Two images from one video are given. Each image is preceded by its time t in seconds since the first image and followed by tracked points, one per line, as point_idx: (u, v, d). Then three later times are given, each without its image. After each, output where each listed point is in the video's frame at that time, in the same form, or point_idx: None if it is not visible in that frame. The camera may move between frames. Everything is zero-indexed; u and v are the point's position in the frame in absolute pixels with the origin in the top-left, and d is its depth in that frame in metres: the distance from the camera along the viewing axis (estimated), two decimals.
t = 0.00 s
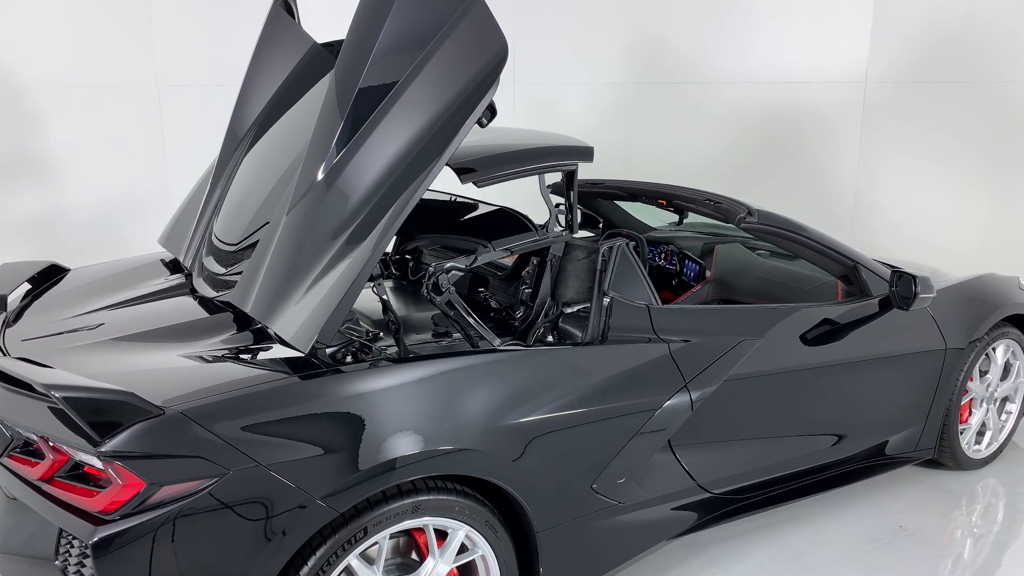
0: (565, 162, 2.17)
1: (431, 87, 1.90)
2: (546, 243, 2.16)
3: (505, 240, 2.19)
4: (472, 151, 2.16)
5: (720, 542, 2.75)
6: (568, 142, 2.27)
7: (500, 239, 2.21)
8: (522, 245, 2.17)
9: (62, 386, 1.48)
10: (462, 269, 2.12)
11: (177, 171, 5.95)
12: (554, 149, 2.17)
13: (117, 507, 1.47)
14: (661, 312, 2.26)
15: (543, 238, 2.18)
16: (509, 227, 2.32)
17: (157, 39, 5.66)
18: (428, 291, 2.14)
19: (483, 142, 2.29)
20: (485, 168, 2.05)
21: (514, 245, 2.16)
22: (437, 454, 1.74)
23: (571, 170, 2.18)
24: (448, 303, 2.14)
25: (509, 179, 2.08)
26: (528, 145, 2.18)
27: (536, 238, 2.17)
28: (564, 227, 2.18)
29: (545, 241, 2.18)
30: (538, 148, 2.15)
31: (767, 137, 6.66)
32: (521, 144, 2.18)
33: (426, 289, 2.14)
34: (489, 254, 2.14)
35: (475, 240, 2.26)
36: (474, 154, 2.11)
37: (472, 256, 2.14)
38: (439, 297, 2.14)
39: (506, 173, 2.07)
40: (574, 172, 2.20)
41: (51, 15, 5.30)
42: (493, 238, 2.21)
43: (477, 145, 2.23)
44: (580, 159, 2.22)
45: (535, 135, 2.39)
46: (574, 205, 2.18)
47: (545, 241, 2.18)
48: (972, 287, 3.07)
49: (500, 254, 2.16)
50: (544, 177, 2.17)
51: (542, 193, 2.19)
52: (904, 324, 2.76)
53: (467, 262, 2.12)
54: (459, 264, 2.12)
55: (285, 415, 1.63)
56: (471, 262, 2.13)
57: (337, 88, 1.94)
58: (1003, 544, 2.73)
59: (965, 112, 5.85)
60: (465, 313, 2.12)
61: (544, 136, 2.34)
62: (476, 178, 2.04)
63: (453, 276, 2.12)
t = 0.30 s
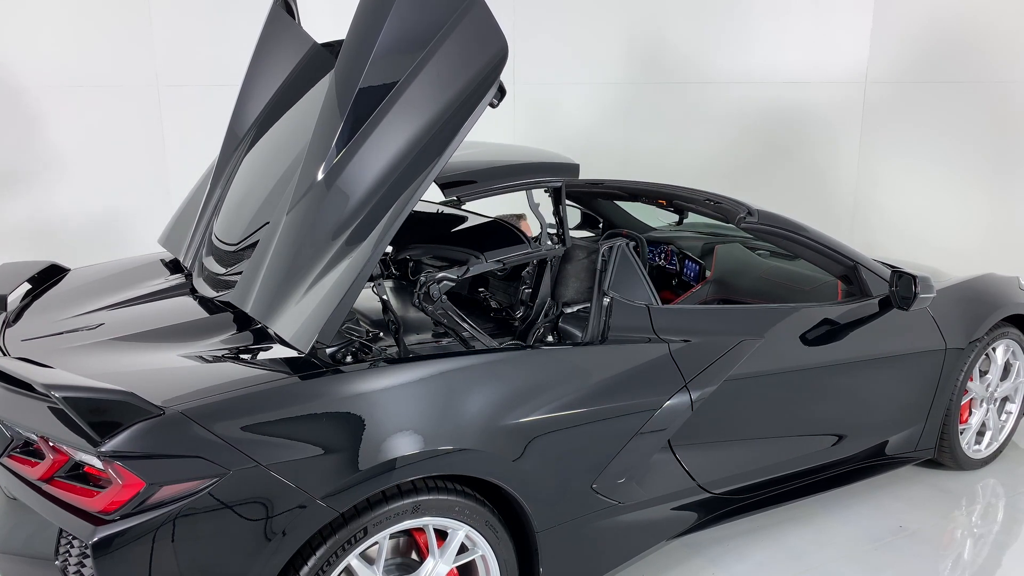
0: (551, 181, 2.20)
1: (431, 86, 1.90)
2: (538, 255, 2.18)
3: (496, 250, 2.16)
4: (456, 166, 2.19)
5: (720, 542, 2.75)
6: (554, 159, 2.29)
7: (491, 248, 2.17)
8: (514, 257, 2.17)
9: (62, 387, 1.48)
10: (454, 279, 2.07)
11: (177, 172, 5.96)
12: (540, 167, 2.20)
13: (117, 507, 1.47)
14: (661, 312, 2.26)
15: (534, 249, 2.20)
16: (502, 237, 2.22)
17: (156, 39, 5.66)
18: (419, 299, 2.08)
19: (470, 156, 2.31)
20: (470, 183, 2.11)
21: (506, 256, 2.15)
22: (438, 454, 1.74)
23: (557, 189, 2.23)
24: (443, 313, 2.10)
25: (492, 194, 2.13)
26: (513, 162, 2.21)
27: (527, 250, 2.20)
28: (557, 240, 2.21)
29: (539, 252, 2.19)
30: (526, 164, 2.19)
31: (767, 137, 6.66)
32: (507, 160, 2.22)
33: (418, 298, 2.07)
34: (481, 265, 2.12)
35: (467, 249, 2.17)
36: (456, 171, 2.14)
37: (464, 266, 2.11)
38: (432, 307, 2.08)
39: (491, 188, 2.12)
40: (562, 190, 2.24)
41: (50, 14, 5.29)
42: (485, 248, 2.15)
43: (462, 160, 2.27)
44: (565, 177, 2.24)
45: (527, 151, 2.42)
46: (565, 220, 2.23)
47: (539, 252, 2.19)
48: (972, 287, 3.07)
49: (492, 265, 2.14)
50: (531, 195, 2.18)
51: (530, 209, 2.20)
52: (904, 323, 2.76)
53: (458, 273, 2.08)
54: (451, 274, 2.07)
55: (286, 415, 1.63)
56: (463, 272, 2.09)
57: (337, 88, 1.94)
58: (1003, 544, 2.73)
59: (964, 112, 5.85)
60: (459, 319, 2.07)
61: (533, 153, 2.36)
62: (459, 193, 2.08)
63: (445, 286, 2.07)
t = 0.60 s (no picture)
0: (542, 202, 2.18)
1: (431, 86, 1.90)
2: (530, 270, 2.17)
3: (489, 264, 2.14)
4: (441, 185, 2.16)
5: (720, 541, 2.75)
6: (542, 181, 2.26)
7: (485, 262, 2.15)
8: (507, 271, 2.15)
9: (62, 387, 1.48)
10: (446, 293, 2.08)
11: (177, 172, 5.96)
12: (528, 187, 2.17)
13: (117, 507, 1.47)
14: (661, 312, 2.26)
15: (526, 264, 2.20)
16: (494, 251, 2.22)
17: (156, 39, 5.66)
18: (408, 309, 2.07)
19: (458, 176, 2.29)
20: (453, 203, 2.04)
21: (498, 270, 2.13)
22: (438, 454, 1.74)
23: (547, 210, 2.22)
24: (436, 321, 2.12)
25: (479, 214, 2.06)
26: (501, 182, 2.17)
27: (520, 265, 2.19)
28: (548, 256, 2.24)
29: (531, 268, 2.19)
30: (514, 185, 2.16)
31: (767, 137, 6.66)
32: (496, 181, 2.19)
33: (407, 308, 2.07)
34: (473, 278, 2.10)
35: (459, 262, 2.15)
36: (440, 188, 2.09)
37: (456, 279, 2.11)
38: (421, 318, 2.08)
39: (480, 207, 2.06)
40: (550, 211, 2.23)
41: (50, 15, 5.30)
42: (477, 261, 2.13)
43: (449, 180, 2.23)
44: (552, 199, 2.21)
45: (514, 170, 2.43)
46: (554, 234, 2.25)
47: (531, 269, 2.19)
48: (972, 287, 3.07)
49: (484, 278, 2.13)
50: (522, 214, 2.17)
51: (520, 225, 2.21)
52: (904, 324, 2.76)
53: (450, 286, 2.08)
54: (443, 288, 2.07)
55: (286, 414, 1.63)
56: (454, 286, 2.09)
57: (337, 88, 1.94)
58: (1003, 544, 2.73)
59: (964, 112, 5.86)
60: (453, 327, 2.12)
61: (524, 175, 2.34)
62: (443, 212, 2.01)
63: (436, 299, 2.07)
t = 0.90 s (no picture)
0: (525, 228, 2.15)
1: (431, 86, 1.90)
2: (524, 288, 2.17)
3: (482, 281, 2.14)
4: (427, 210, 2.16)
5: (720, 541, 2.75)
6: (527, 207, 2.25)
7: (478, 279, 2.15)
8: (499, 289, 2.14)
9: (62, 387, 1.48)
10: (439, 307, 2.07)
11: (176, 172, 5.96)
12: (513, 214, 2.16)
13: (117, 507, 1.47)
14: (661, 312, 2.26)
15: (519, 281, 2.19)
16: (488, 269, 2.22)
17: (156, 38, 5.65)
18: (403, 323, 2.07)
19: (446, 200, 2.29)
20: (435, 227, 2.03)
21: (491, 288, 2.13)
22: (438, 454, 1.74)
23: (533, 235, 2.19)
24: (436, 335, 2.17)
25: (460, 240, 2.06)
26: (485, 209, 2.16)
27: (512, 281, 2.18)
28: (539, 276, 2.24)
29: (524, 285, 2.18)
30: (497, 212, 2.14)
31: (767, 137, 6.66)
32: (481, 207, 2.21)
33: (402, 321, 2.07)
34: (466, 295, 2.10)
35: (452, 279, 2.16)
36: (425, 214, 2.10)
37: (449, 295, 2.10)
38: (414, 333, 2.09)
39: (463, 233, 2.05)
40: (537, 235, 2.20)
41: (50, 15, 5.30)
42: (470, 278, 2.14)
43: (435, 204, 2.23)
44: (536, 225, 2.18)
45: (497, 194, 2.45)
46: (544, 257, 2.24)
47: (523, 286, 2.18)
48: (972, 287, 3.07)
49: (478, 295, 2.13)
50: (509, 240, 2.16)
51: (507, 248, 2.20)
52: (903, 324, 2.76)
53: (442, 301, 2.07)
54: (436, 302, 2.07)
55: (287, 414, 1.63)
56: (447, 301, 2.08)
57: (337, 88, 1.94)
58: (1003, 544, 2.73)
59: (964, 112, 5.87)
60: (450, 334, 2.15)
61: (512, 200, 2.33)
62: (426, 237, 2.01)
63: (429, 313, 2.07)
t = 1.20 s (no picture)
0: (511, 258, 2.18)
1: (430, 86, 1.90)
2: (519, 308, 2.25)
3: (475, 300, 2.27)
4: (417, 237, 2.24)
5: (719, 542, 2.75)
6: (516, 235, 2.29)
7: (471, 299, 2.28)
8: (493, 308, 2.24)
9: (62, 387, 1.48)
10: (431, 327, 2.10)
11: (177, 172, 5.96)
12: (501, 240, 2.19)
13: (117, 507, 1.47)
14: (660, 312, 2.26)
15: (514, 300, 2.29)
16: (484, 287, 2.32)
17: (156, 38, 5.65)
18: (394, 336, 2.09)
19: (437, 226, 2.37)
20: (428, 256, 2.13)
21: (484, 308, 2.20)
22: (438, 454, 1.74)
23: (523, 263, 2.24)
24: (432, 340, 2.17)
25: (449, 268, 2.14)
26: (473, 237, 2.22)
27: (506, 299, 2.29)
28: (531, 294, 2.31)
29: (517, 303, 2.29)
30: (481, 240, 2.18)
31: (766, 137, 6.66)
32: (471, 236, 2.23)
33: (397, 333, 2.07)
34: (459, 313, 2.20)
35: (447, 296, 2.24)
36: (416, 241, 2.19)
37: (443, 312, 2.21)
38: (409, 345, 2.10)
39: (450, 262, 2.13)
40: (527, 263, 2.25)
41: (50, 15, 5.30)
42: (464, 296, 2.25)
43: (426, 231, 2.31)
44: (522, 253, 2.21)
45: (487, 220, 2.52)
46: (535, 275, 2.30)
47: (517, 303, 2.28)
48: (972, 287, 3.07)
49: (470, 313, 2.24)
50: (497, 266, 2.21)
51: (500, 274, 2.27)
52: (903, 324, 2.76)
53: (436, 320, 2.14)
54: (427, 321, 2.09)
55: (287, 414, 1.63)
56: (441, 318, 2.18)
57: (337, 87, 1.94)
58: (1003, 544, 2.73)
59: (964, 112, 5.87)
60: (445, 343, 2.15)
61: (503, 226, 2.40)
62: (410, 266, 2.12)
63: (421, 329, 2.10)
